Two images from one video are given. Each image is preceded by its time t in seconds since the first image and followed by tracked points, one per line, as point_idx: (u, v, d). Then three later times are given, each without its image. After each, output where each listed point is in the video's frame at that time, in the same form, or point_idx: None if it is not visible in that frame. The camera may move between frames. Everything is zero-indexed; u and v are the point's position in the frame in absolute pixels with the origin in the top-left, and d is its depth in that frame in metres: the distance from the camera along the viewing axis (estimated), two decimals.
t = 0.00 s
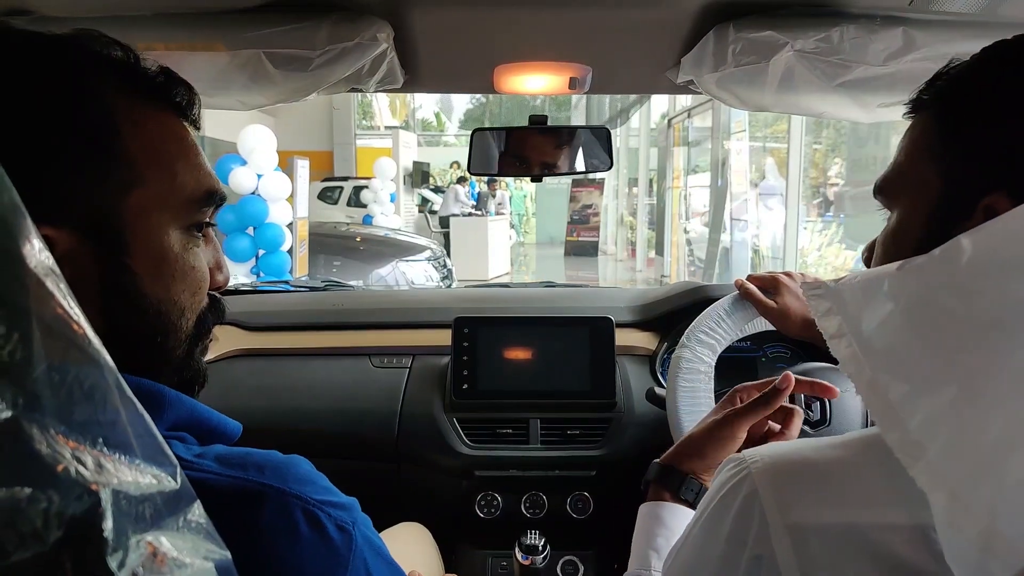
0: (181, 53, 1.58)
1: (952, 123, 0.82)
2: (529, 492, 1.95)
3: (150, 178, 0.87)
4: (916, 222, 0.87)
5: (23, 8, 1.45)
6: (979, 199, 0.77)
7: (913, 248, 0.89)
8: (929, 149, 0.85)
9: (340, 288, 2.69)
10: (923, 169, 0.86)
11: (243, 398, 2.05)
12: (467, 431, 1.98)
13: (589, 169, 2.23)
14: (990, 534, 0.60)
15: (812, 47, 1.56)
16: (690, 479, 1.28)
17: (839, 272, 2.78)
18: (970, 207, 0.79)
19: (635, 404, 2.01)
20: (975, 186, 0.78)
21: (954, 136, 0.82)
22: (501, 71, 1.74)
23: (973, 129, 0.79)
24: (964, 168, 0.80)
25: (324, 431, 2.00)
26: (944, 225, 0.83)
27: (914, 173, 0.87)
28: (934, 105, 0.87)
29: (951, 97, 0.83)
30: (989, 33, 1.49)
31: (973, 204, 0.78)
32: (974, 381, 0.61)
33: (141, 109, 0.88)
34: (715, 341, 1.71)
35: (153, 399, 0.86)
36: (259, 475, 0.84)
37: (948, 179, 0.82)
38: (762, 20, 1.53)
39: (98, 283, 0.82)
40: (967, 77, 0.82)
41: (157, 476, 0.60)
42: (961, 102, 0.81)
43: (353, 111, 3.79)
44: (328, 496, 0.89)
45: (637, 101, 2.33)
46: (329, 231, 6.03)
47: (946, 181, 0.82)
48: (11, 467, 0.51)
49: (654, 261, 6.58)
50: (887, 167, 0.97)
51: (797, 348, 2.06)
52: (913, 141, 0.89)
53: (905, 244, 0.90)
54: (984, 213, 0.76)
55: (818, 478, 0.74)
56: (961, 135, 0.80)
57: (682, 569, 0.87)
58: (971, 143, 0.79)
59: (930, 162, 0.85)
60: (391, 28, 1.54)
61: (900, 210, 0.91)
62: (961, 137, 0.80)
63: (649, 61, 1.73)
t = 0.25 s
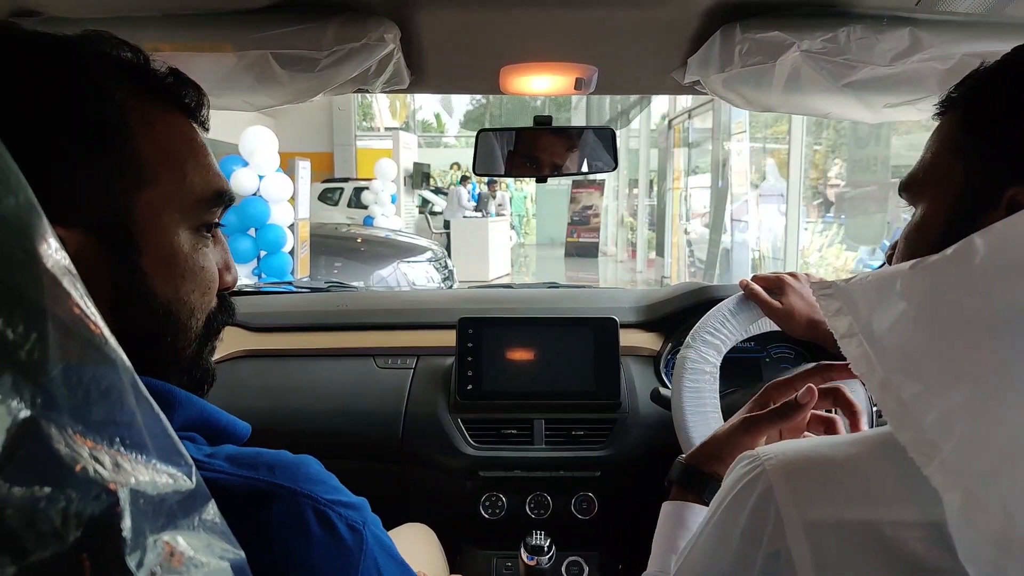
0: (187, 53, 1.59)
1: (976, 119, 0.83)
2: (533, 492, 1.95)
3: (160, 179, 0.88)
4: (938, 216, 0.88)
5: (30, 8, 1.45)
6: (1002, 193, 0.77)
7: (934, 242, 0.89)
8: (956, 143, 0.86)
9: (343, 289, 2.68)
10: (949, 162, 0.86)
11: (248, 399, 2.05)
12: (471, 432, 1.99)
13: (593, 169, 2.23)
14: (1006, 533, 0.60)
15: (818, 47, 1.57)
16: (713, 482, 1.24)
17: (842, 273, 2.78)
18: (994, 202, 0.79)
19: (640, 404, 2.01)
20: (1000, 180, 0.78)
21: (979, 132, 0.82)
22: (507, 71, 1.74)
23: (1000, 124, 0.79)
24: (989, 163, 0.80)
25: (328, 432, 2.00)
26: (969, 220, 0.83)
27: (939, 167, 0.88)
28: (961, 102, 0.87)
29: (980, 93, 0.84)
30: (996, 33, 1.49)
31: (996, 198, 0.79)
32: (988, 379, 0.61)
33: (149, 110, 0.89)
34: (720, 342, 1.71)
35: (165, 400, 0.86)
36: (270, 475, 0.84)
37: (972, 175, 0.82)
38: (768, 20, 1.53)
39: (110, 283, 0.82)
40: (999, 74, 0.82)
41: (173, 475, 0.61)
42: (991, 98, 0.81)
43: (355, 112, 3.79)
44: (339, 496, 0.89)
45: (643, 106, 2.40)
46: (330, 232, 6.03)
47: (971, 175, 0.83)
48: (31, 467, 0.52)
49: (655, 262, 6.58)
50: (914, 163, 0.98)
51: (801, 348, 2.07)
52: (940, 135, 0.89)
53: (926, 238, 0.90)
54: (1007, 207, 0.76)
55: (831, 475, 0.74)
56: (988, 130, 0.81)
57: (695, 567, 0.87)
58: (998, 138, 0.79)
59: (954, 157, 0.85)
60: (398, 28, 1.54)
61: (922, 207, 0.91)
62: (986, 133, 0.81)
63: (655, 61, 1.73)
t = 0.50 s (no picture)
0: (187, 52, 1.58)
1: (975, 119, 0.82)
2: (534, 492, 1.95)
3: (160, 177, 0.87)
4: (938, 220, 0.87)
5: (30, 7, 1.45)
6: (1002, 192, 0.77)
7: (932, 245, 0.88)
8: (956, 144, 0.85)
9: (344, 288, 2.68)
10: (950, 164, 0.85)
11: (249, 399, 2.05)
12: (472, 432, 1.98)
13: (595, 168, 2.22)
14: (1013, 533, 0.59)
15: (821, 45, 1.56)
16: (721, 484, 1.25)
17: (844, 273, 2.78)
18: (993, 201, 0.78)
19: (641, 404, 2.00)
20: (999, 179, 0.77)
21: (977, 132, 0.81)
22: (508, 70, 1.74)
23: (1003, 127, 0.78)
24: (989, 164, 0.79)
25: (329, 432, 2.00)
26: (968, 221, 0.83)
27: (938, 168, 0.87)
28: (958, 103, 0.87)
29: (978, 94, 0.83)
30: (1000, 32, 1.49)
31: (997, 197, 0.78)
32: (995, 378, 0.61)
33: (149, 108, 0.88)
34: (722, 342, 1.70)
35: (167, 400, 0.86)
36: (271, 474, 0.84)
37: (971, 176, 0.82)
38: (771, 18, 1.53)
39: (110, 282, 0.81)
40: (998, 74, 0.82)
41: (173, 474, 0.60)
42: (990, 98, 0.81)
43: (355, 112, 3.78)
44: (341, 496, 0.88)
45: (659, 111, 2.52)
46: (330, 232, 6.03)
47: (972, 178, 0.82)
48: (31, 467, 0.51)
49: (655, 262, 6.58)
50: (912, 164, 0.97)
51: (802, 348, 2.06)
52: (940, 137, 0.88)
53: (925, 238, 0.89)
54: (1007, 205, 0.76)
55: (836, 475, 0.74)
56: (987, 129, 0.80)
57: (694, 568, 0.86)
58: (997, 138, 0.79)
59: (952, 158, 0.85)
60: (400, 27, 1.54)
61: (920, 209, 0.90)
62: (986, 133, 0.80)
63: (657, 60, 1.73)
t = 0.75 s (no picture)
0: (182, 51, 1.57)
1: (957, 123, 0.82)
2: (532, 494, 1.94)
3: (152, 176, 0.86)
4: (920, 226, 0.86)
5: (23, 6, 1.44)
6: (990, 196, 0.76)
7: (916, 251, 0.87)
8: (938, 149, 0.85)
9: (342, 289, 2.67)
10: (930, 170, 0.85)
11: (246, 400, 2.04)
12: (470, 433, 1.97)
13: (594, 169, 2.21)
14: (1013, 535, 0.59)
15: (819, 45, 1.56)
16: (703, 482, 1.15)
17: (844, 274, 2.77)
18: (980, 205, 0.78)
19: (640, 405, 1.99)
20: (985, 183, 0.77)
21: (961, 135, 0.81)
22: (505, 69, 1.73)
23: (986, 132, 0.78)
24: (973, 167, 0.79)
25: (326, 433, 1.99)
26: (950, 225, 0.82)
27: (920, 174, 0.86)
28: (937, 107, 0.87)
29: (957, 99, 0.83)
30: (999, 31, 1.48)
31: (983, 201, 0.77)
32: (994, 379, 0.60)
33: (144, 106, 0.87)
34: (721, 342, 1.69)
35: (156, 401, 0.84)
36: (263, 476, 0.83)
37: (955, 180, 0.82)
38: (769, 17, 1.52)
39: (101, 281, 0.80)
40: (973, 77, 0.82)
41: (159, 477, 0.60)
42: (970, 102, 0.81)
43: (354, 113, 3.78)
44: (333, 498, 0.87)
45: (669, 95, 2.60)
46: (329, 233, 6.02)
47: (955, 184, 0.81)
48: (13, 470, 0.50)
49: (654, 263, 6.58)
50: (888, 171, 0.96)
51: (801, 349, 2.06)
52: (919, 144, 0.88)
53: (908, 244, 0.88)
54: (995, 209, 0.75)
55: (834, 476, 0.73)
56: (971, 133, 0.80)
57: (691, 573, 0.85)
58: (980, 142, 0.79)
59: (935, 162, 0.85)
60: (395, 26, 1.53)
61: (902, 215, 0.90)
62: (969, 137, 0.80)
63: (655, 59, 1.72)
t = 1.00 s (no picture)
0: (172, 48, 1.54)
1: (970, 125, 0.79)
2: (530, 499, 1.91)
3: (133, 175, 0.83)
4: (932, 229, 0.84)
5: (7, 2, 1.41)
6: (1004, 203, 0.73)
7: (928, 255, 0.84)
8: (949, 152, 0.82)
9: (338, 290, 2.64)
10: (942, 171, 0.82)
11: (239, 404, 2.01)
12: (467, 437, 1.94)
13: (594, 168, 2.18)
14: None
15: (823, 42, 1.53)
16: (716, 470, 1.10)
17: (846, 275, 2.74)
18: (993, 212, 0.74)
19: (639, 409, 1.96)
20: (1000, 189, 0.74)
21: (976, 138, 0.78)
22: (502, 67, 1.70)
23: (998, 134, 0.75)
24: (987, 171, 0.76)
25: (321, 437, 1.96)
26: (964, 231, 0.79)
27: (931, 178, 0.83)
28: (948, 106, 0.84)
29: (967, 99, 0.80)
30: (1007, 27, 1.44)
31: (996, 207, 0.74)
32: (1011, 389, 0.57)
33: (123, 103, 0.84)
34: (722, 345, 1.67)
35: (136, 408, 0.81)
36: (247, 489, 0.81)
37: (967, 185, 0.78)
38: (772, 13, 1.49)
39: (83, 285, 0.77)
40: (985, 76, 0.79)
41: (131, 498, 0.56)
42: (981, 103, 0.78)
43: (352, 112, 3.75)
44: (322, 512, 0.84)
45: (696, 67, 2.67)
46: (328, 234, 5.99)
47: (965, 187, 0.79)
48: None
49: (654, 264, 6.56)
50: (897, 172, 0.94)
51: (803, 351, 2.03)
52: (926, 145, 0.86)
53: (921, 249, 0.85)
54: (1010, 217, 0.72)
55: (839, 482, 0.70)
56: (985, 136, 0.77)
57: None
58: (994, 145, 0.75)
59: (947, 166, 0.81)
60: (389, 22, 1.50)
61: (914, 220, 0.87)
62: (983, 139, 0.77)
63: (654, 56, 1.69)
